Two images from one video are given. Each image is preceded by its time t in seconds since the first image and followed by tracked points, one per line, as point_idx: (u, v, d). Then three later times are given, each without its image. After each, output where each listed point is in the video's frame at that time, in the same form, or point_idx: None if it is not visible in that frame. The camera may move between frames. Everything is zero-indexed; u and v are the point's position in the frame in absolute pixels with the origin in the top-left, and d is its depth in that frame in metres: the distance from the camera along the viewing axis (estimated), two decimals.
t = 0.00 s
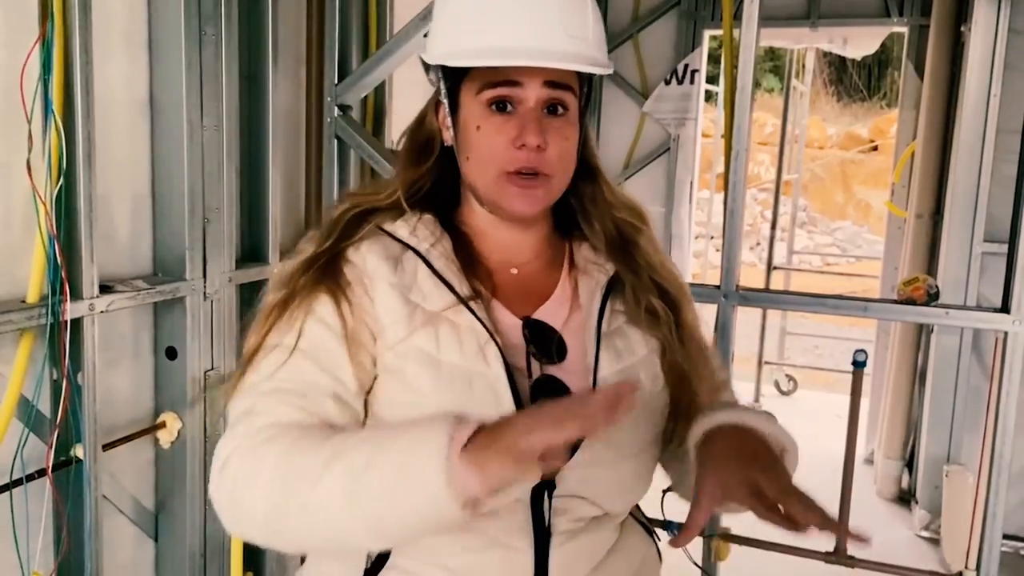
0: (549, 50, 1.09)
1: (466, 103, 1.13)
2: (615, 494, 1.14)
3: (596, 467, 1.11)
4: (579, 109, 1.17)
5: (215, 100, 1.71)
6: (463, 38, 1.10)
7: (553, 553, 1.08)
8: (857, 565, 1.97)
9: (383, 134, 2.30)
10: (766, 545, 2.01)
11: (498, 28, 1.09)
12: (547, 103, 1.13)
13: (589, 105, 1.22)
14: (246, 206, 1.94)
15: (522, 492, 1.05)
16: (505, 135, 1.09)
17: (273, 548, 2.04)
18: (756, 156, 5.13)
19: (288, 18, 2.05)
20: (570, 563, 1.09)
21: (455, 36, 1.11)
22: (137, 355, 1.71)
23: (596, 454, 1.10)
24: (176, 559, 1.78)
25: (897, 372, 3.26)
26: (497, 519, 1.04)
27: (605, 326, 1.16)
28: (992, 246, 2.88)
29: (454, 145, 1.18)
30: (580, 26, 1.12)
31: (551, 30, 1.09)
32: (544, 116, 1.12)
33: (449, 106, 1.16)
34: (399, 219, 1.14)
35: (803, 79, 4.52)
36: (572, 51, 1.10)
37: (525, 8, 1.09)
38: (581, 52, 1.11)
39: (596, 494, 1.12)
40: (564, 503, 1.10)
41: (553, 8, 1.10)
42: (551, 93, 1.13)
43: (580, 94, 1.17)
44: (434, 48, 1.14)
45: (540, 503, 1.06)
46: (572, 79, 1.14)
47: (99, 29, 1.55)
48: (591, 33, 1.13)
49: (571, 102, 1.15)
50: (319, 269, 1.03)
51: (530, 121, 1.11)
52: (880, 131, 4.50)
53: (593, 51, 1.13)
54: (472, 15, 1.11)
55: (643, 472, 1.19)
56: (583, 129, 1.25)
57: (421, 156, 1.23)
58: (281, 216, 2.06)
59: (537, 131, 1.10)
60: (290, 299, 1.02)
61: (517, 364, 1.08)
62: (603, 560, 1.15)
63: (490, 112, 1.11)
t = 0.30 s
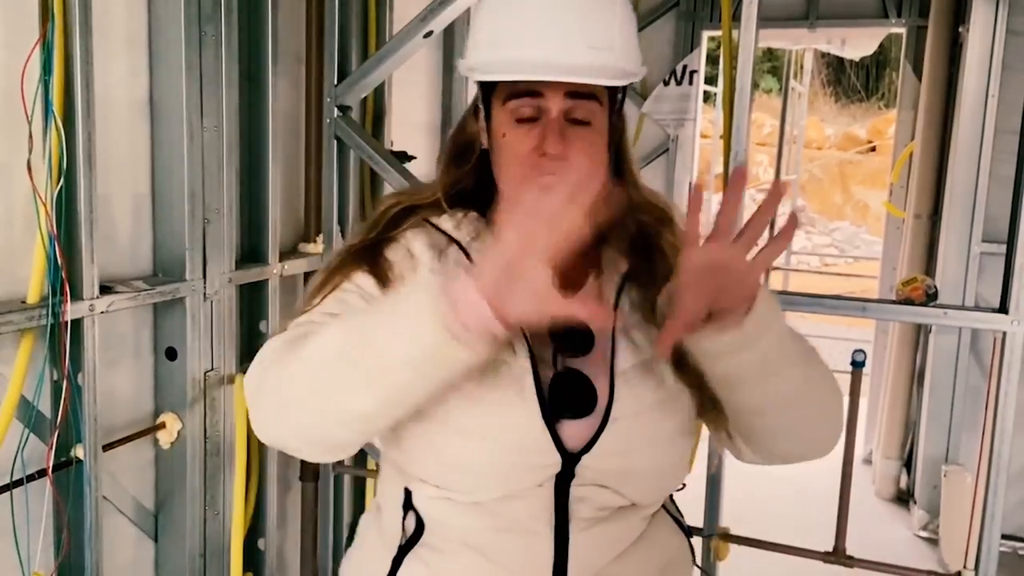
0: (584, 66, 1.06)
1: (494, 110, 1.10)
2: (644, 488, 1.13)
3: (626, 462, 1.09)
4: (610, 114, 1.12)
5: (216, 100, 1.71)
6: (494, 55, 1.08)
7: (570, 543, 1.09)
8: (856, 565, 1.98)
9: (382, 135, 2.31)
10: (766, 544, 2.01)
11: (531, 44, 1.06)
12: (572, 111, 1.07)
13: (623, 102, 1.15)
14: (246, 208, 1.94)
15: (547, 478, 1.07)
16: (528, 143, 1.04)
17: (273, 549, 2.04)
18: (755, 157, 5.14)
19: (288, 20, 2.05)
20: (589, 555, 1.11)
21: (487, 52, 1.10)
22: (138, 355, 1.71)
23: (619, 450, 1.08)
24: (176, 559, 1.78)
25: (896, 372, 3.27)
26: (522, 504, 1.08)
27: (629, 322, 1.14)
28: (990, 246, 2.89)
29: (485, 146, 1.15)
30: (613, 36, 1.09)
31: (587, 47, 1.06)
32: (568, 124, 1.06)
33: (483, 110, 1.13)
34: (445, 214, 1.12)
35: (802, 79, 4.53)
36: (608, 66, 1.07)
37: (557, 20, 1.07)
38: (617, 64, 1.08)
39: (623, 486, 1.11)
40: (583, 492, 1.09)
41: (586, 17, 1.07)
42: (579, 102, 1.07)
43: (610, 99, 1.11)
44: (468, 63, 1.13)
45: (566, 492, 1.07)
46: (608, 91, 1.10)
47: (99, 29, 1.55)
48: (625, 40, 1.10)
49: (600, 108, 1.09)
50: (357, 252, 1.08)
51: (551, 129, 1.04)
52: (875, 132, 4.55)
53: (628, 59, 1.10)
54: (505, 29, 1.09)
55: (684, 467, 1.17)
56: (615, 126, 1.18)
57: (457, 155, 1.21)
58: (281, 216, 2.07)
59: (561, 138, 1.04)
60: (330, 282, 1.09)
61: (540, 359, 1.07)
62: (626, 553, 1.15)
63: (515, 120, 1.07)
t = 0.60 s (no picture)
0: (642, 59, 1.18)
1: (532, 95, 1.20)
2: (664, 495, 1.16)
3: (640, 463, 1.13)
4: (641, 97, 1.20)
5: (215, 103, 1.72)
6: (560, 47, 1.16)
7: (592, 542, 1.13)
8: (854, 566, 1.98)
9: (380, 137, 2.32)
10: (763, 546, 2.01)
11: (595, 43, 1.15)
12: (602, 85, 1.17)
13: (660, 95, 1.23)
14: (245, 211, 1.95)
15: (570, 477, 1.12)
16: (558, 117, 1.15)
17: (272, 551, 2.04)
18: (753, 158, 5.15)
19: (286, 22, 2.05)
20: (609, 557, 1.14)
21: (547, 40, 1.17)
22: (138, 358, 1.72)
23: (638, 450, 1.13)
24: (177, 561, 1.79)
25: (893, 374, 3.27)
26: (546, 504, 1.13)
27: (667, 323, 1.18)
28: (988, 248, 2.90)
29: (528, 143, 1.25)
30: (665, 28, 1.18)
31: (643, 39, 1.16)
32: (595, 97, 1.16)
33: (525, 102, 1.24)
34: (471, 216, 1.25)
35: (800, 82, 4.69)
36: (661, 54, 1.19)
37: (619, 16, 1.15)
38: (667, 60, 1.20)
39: (644, 490, 1.15)
40: (604, 495, 1.14)
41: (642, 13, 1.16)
42: (609, 80, 1.17)
43: (643, 84, 1.20)
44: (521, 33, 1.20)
45: (587, 493, 1.12)
46: (643, 74, 1.20)
47: (99, 31, 1.55)
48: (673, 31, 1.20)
49: (630, 88, 1.18)
50: (396, 261, 1.20)
51: (581, 99, 1.15)
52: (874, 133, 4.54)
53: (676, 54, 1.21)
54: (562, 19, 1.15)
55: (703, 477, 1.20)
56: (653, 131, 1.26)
57: (501, 160, 1.32)
58: (281, 217, 2.07)
59: (588, 109, 1.14)
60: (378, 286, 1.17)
61: (570, 357, 1.15)
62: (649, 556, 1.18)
63: (548, 97, 1.18)
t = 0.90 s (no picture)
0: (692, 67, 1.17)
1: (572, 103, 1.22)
2: (689, 498, 1.13)
3: (669, 467, 1.11)
4: (679, 105, 1.20)
5: (213, 105, 1.72)
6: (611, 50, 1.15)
7: (614, 538, 1.12)
8: (852, 567, 1.98)
9: (378, 138, 2.32)
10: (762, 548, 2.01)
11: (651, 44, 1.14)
12: (638, 94, 1.17)
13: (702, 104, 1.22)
14: (243, 214, 1.94)
15: (598, 475, 1.11)
16: (591, 124, 1.16)
17: (270, 553, 2.03)
18: (750, 160, 5.17)
19: (284, 24, 2.06)
20: (628, 553, 1.13)
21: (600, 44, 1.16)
22: (136, 361, 1.71)
23: (664, 454, 1.10)
24: (175, 563, 1.79)
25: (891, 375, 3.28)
26: (573, 499, 1.12)
27: (701, 333, 1.14)
28: (985, 248, 2.91)
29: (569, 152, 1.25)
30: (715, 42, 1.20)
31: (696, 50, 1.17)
32: (629, 105, 1.16)
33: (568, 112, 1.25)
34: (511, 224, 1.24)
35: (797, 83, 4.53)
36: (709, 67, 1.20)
37: (677, 21, 1.16)
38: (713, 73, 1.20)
39: (666, 490, 1.13)
40: (629, 493, 1.12)
41: (697, 22, 1.18)
42: (648, 89, 1.17)
43: (681, 93, 1.19)
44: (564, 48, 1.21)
45: (613, 492, 1.11)
46: (683, 81, 1.19)
47: (97, 33, 1.55)
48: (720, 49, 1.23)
49: (667, 96, 1.18)
50: (444, 263, 1.19)
51: (613, 109, 1.16)
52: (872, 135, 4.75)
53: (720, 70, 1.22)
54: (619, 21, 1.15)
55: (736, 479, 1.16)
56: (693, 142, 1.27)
57: (542, 168, 1.31)
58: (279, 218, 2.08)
59: (618, 118, 1.15)
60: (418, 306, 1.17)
61: (601, 363, 1.13)
62: (667, 555, 1.15)
63: (586, 106, 1.19)
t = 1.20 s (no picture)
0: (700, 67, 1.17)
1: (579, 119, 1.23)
2: (695, 496, 1.13)
3: (676, 465, 1.11)
4: (684, 116, 1.19)
5: (212, 109, 1.72)
6: (614, 54, 1.16)
7: (620, 533, 1.12)
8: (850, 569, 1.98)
9: (376, 141, 2.32)
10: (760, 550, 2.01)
11: (655, 44, 1.15)
12: (638, 112, 1.16)
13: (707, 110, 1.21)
14: (242, 216, 1.95)
15: (608, 472, 1.12)
16: (595, 144, 1.16)
17: (269, 557, 2.03)
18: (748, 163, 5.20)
19: (283, 27, 2.06)
20: (634, 550, 1.13)
21: (603, 51, 1.18)
22: (134, 364, 1.71)
23: (671, 453, 1.10)
24: (173, 567, 1.78)
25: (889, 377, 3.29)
26: (580, 494, 1.13)
27: (709, 336, 1.15)
28: (981, 251, 2.91)
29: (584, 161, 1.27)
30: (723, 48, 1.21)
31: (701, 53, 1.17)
32: (631, 123, 1.16)
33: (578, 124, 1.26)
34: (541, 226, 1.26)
35: (795, 86, 4.54)
36: (717, 71, 1.19)
37: (681, 25, 1.18)
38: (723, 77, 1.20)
39: (674, 489, 1.13)
40: (636, 489, 1.12)
41: (702, 28, 1.20)
42: (650, 102, 1.16)
43: (683, 102, 1.18)
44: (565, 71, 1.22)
45: (622, 489, 1.11)
46: (685, 90, 1.18)
47: (95, 36, 1.55)
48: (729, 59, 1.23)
49: (670, 109, 1.17)
50: (467, 260, 1.21)
51: (615, 129, 1.16)
52: (869, 137, 4.71)
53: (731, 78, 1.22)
54: (622, 28, 1.18)
55: (744, 481, 1.16)
56: (702, 144, 1.28)
57: (563, 176, 1.32)
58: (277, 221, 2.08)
59: (621, 137, 1.15)
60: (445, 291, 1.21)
61: (614, 364, 1.14)
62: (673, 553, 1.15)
63: (591, 124, 1.19)
